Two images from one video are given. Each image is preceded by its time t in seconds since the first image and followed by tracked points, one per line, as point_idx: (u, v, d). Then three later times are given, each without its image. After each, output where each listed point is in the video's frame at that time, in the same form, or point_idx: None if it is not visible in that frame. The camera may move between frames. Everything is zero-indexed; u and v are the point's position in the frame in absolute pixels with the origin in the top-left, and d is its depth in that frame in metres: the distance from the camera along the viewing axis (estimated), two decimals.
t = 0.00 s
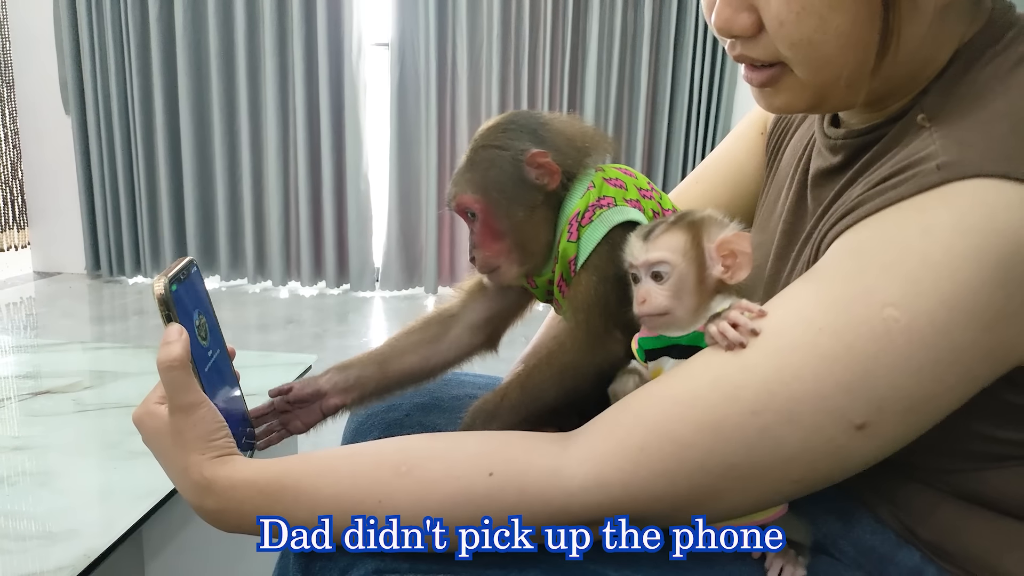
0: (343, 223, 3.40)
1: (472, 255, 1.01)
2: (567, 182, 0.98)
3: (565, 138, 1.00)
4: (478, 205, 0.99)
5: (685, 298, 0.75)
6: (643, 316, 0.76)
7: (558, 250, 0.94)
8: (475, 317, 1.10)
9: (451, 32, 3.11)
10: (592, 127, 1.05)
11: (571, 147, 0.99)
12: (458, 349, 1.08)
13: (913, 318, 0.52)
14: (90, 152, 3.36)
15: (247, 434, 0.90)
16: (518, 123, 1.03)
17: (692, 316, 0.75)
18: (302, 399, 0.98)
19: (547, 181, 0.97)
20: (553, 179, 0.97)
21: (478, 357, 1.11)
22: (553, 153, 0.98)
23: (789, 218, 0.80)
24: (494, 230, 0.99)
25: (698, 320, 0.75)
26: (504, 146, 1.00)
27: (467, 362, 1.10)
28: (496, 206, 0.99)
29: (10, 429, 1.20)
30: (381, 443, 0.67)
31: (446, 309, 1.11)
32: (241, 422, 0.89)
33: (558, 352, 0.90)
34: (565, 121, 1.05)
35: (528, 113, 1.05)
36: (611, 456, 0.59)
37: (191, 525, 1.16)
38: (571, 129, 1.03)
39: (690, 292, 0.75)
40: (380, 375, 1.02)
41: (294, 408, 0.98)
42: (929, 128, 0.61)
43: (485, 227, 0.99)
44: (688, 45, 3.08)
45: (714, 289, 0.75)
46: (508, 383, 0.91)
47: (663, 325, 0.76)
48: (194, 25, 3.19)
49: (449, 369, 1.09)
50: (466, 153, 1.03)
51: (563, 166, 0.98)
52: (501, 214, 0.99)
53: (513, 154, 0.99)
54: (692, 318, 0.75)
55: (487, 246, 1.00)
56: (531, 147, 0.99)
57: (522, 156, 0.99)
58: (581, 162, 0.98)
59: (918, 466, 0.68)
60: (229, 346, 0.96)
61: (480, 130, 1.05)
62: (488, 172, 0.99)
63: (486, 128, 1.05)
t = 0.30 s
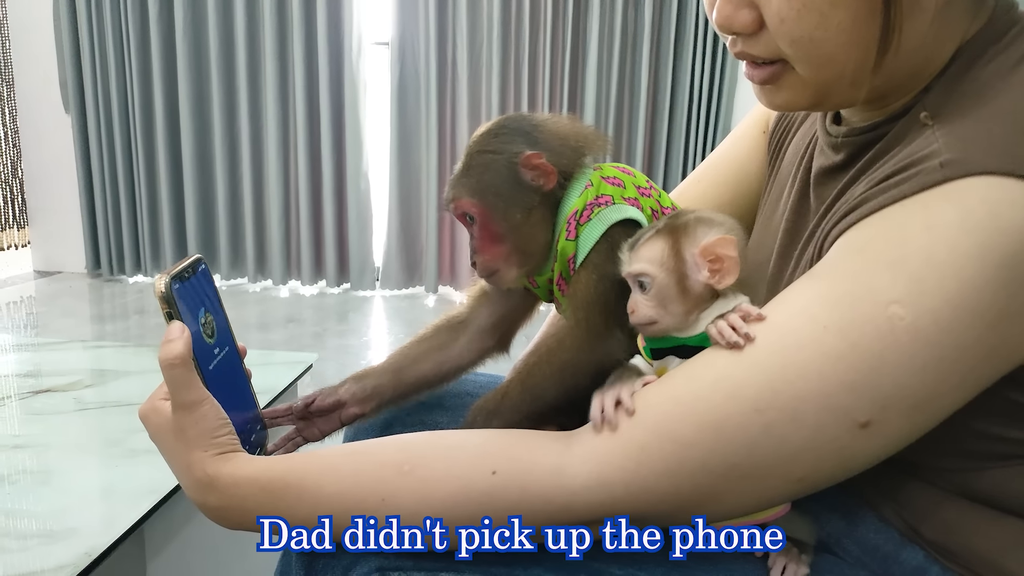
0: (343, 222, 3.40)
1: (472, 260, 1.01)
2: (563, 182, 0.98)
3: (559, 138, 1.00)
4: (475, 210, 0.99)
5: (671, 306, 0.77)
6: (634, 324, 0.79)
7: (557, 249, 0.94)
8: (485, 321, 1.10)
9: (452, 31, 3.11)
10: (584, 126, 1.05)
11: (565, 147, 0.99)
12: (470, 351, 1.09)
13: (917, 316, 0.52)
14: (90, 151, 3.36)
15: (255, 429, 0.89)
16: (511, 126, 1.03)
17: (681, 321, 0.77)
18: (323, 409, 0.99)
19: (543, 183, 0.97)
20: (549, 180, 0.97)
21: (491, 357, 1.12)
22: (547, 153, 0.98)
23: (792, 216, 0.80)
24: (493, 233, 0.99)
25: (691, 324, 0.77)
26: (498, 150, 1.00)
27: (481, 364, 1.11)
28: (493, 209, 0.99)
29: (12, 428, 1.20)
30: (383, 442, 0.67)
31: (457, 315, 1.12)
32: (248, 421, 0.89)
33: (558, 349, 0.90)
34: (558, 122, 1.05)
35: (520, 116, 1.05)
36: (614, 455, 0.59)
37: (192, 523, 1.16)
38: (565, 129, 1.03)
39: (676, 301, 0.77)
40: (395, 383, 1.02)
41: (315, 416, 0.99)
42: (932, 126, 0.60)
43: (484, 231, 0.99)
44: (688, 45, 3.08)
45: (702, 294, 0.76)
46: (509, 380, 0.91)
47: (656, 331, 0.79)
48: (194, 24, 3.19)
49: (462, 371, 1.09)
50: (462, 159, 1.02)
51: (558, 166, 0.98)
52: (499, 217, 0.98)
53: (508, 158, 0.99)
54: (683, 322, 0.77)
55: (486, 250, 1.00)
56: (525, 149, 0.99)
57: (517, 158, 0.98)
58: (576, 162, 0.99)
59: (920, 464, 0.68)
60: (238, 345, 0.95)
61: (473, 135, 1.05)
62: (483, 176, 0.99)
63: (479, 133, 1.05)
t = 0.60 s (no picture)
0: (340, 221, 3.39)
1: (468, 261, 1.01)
2: (557, 181, 0.98)
3: (552, 138, 1.00)
4: (470, 211, 0.99)
5: (646, 313, 0.79)
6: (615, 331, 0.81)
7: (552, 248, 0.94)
8: (480, 318, 1.10)
9: (447, 29, 3.10)
10: (577, 125, 1.04)
11: (559, 147, 0.99)
12: (467, 346, 1.08)
13: (911, 312, 0.52)
14: (85, 150, 3.34)
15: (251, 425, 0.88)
16: (504, 126, 1.03)
17: (660, 325, 0.79)
18: (326, 399, 0.99)
19: (536, 182, 0.97)
20: (543, 179, 0.97)
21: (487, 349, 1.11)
22: (541, 154, 0.98)
23: (786, 213, 0.80)
24: (488, 235, 0.99)
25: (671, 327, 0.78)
26: (491, 151, 1.00)
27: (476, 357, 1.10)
28: (488, 210, 0.99)
29: (6, 426, 1.19)
30: (378, 440, 0.66)
31: (452, 310, 1.11)
32: (246, 417, 0.88)
33: (551, 345, 0.89)
34: (551, 121, 1.04)
35: (514, 116, 1.05)
36: (611, 454, 0.59)
37: (187, 521, 1.16)
38: (558, 128, 1.02)
39: (650, 307, 0.78)
40: (394, 378, 1.03)
41: (316, 408, 0.99)
42: (926, 122, 0.60)
43: (479, 232, 0.99)
44: (684, 44, 3.07)
45: (677, 299, 0.78)
46: (504, 377, 0.90)
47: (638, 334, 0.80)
48: (189, 23, 3.18)
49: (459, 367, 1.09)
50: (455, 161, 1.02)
51: (551, 166, 0.97)
52: (494, 218, 0.98)
53: (501, 158, 0.99)
54: (663, 325, 0.79)
55: (482, 251, 1.00)
56: (518, 149, 0.99)
57: (510, 159, 0.98)
58: (570, 162, 0.98)
59: (915, 462, 0.68)
60: (236, 341, 0.94)
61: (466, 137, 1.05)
62: (477, 178, 0.99)
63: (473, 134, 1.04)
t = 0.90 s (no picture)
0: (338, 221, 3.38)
1: (467, 272, 1.02)
2: (550, 185, 0.98)
3: (541, 143, 1.00)
4: (466, 222, 1.00)
5: (642, 314, 0.80)
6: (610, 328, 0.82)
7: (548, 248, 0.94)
8: (484, 332, 1.09)
9: (446, 29, 3.10)
10: (565, 129, 1.05)
11: (550, 152, 0.99)
12: (472, 361, 1.08)
13: (908, 312, 0.52)
14: (83, 151, 3.34)
15: (250, 429, 0.87)
16: (494, 135, 1.03)
17: (655, 326, 0.80)
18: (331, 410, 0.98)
19: (529, 187, 0.97)
20: (534, 184, 0.97)
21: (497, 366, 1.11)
22: (531, 159, 0.98)
23: (784, 214, 0.80)
24: (486, 244, 0.99)
25: (665, 330, 0.79)
26: (482, 160, 1.00)
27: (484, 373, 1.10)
28: (484, 219, 0.99)
29: (4, 428, 1.19)
30: (377, 440, 0.66)
31: (456, 327, 1.11)
32: (247, 419, 0.87)
33: (548, 346, 0.89)
34: (540, 127, 1.05)
35: (502, 125, 1.05)
36: (609, 455, 0.59)
37: (186, 522, 1.16)
38: (547, 134, 1.02)
39: (646, 309, 0.79)
40: (399, 395, 1.01)
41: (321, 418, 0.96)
42: (922, 123, 0.61)
43: (477, 242, 1.00)
44: (682, 44, 3.08)
45: (672, 302, 0.78)
46: (503, 378, 0.90)
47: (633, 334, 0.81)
48: (188, 23, 3.18)
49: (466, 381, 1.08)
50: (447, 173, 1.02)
51: (542, 171, 0.98)
52: (491, 227, 0.99)
53: (493, 166, 0.99)
54: (658, 327, 0.80)
55: (481, 261, 1.00)
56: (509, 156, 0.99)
57: (501, 166, 0.98)
58: (562, 166, 0.99)
59: (913, 462, 0.68)
60: (241, 342, 0.94)
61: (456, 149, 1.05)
62: (470, 188, 0.99)
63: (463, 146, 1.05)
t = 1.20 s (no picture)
0: (338, 221, 3.37)
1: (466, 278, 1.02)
2: (547, 189, 0.98)
3: (537, 148, 1.00)
4: (465, 229, 1.00)
5: (640, 316, 0.80)
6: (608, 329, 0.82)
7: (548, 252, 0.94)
8: (483, 333, 1.09)
9: (445, 28, 3.10)
10: (561, 133, 1.05)
11: (546, 157, 0.99)
12: (471, 362, 1.08)
13: (906, 312, 0.52)
14: (83, 151, 3.34)
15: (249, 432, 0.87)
16: (490, 142, 1.03)
17: (654, 327, 0.80)
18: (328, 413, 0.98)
19: (525, 194, 0.98)
20: (530, 190, 0.97)
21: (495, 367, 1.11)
22: (527, 165, 0.98)
23: (783, 213, 0.80)
24: (485, 251, 0.99)
25: (664, 331, 0.80)
26: (477, 167, 1.00)
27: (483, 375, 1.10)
28: (482, 226, 0.99)
29: (3, 427, 1.19)
30: (377, 440, 0.67)
31: (455, 327, 1.11)
32: (246, 420, 0.87)
33: (547, 348, 0.90)
34: (536, 132, 1.05)
35: (499, 131, 1.05)
36: (608, 454, 0.60)
37: (185, 521, 1.16)
38: (543, 138, 1.03)
39: (645, 310, 0.79)
40: (396, 396, 1.01)
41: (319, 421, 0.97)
42: (920, 124, 0.61)
43: (475, 249, 1.00)
44: (682, 44, 3.08)
45: (671, 303, 0.79)
46: (502, 379, 0.90)
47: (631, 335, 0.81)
48: (188, 22, 3.18)
49: (463, 382, 1.09)
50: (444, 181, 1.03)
51: (538, 176, 0.98)
52: (489, 233, 0.99)
53: (489, 173, 0.99)
54: (656, 328, 0.80)
55: (481, 268, 1.00)
56: (505, 162, 0.99)
57: (497, 172, 0.98)
58: (559, 171, 0.99)
59: (912, 461, 0.68)
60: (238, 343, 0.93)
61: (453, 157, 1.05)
62: (467, 195, 0.99)
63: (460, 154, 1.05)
